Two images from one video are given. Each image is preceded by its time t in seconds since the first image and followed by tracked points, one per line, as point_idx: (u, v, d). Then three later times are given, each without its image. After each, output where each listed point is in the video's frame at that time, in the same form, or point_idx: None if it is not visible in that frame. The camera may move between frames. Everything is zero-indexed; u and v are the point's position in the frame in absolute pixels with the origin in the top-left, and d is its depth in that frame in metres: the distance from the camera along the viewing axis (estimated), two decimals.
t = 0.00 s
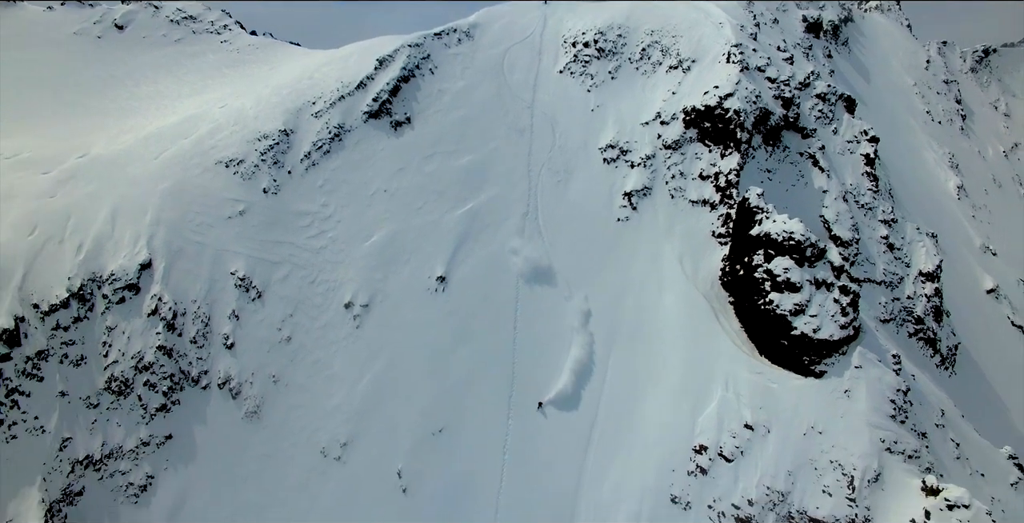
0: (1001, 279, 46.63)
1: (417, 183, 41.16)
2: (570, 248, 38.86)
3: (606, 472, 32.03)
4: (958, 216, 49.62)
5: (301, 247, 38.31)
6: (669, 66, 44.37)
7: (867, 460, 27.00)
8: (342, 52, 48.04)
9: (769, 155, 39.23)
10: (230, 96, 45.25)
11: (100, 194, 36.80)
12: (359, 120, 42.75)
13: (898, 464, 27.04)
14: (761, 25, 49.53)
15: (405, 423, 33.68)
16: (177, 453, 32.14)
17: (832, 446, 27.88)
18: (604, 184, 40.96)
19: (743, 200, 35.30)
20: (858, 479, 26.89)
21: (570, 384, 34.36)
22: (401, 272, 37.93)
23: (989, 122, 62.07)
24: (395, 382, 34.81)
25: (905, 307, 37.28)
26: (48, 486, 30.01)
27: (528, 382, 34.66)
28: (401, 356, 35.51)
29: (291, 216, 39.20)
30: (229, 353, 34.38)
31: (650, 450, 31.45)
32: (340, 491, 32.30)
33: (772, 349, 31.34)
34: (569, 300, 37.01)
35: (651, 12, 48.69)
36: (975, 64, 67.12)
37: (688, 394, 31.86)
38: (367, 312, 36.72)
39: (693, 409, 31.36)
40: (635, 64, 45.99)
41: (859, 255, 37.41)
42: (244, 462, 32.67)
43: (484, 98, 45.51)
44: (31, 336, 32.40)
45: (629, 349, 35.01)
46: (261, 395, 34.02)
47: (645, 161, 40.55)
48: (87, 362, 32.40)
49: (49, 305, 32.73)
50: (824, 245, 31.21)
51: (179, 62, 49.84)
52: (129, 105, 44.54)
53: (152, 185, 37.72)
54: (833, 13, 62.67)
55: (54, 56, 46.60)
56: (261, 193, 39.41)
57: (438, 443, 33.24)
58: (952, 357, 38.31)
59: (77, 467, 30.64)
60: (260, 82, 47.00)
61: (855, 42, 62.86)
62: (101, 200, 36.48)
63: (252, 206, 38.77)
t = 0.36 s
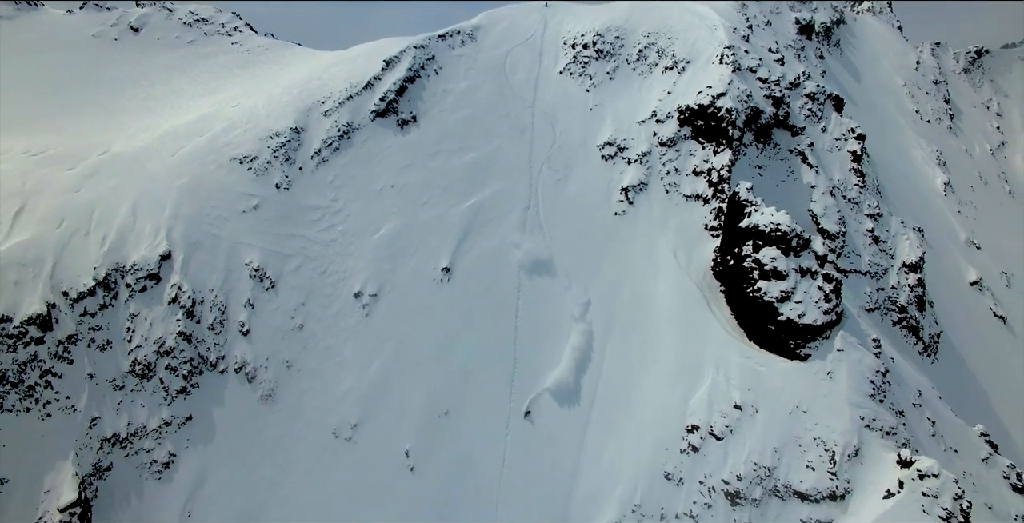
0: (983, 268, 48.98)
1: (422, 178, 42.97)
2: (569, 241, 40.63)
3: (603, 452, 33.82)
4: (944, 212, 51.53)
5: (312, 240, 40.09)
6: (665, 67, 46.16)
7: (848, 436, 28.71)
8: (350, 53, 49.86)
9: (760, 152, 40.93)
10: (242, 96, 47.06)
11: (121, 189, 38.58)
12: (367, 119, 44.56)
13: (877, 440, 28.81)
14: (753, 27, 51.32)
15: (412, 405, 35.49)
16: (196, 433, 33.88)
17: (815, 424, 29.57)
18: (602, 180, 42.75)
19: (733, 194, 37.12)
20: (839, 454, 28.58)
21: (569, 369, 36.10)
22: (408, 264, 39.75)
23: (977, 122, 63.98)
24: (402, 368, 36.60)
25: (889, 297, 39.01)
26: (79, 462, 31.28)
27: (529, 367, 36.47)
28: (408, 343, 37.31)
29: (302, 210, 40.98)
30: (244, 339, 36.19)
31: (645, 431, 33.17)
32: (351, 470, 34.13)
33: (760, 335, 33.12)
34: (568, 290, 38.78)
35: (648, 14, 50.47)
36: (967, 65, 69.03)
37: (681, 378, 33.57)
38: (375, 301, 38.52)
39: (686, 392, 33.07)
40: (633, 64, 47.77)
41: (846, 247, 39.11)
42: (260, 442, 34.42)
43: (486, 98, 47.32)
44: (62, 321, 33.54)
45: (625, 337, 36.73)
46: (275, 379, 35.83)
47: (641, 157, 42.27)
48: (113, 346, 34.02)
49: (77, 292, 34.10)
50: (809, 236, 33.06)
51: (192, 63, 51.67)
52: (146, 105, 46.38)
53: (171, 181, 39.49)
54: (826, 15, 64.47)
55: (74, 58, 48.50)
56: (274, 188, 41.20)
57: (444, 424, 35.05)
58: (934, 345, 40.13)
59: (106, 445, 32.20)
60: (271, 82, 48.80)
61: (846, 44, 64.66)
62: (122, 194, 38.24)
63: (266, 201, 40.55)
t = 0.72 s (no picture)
0: (966, 260, 51.27)
1: (428, 174, 45.00)
2: (568, 233, 42.65)
3: (600, 431, 35.75)
4: (928, 208, 53.67)
5: (324, 232, 42.08)
6: (661, 68, 48.22)
7: (828, 413, 30.77)
8: (358, 54, 51.94)
9: (751, 149, 42.92)
10: (255, 96, 49.14)
11: (143, 183, 40.63)
12: (375, 118, 46.63)
13: (855, 417, 30.84)
14: (746, 30, 53.34)
15: (419, 388, 37.52)
16: (216, 414, 35.80)
17: (798, 402, 31.62)
18: (600, 176, 44.78)
19: (724, 188, 39.20)
20: (820, 429, 30.60)
21: (568, 355, 38.10)
22: (415, 255, 41.76)
23: (964, 120, 66.03)
24: (410, 353, 38.63)
25: (873, 286, 41.06)
26: (109, 438, 33.10)
27: (530, 353, 38.53)
28: (415, 330, 39.33)
29: (314, 204, 43.01)
30: (260, 326, 38.08)
31: (640, 411, 35.13)
32: (362, 448, 36.15)
33: (748, 320, 35.21)
34: (568, 279, 40.81)
35: (645, 17, 52.53)
36: (959, 66, 71.45)
37: (674, 361, 35.51)
38: (384, 290, 40.53)
39: (679, 373, 34.99)
40: (629, 65, 49.80)
41: (832, 239, 41.19)
42: (276, 422, 36.36)
43: (489, 98, 49.38)
44: (91, 306, 35.40)
45: (622, 324, 38.70)
46: (290, 364, 37.84)
47: (637, 154, 44.28)
48: (138, 331, 35.92)
49: (104, 280, 36.05)
50: (794, 227, 35.23)
51: (206, 64, 53.80)
52: (163, 105, 48.48)
53: (190, 176, 41.54)
54: (817, 17, 66.53)
55: (95, 61, 50.77)
56: (287, 183, 43.23)
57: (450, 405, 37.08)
58: (915, 332, 42.28)
59: (133, 423, 34.04)
60: (283, 82, 50.89)
61: (837, 45, 66.75)
62: (144, 189, 40.27)
63: (279, 195, 42.55)
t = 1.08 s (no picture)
0: (950, 254, 53.27)
1: (433, 171, 46.82)
2: (567, 228, 44.45)
3: (598, 415, 37.49)
4: (915, 204, 55.61)
5: (333, 226, 43.87)
6: (656, 68, 50.03)
7: (813, 394, 32.44)
8: (364, 55, 53.78)
9: (743, 146, 44.63)
10: (266, 95, 50.98)
11: (160, 179, 42.36)
12: (381, 117, 48.47)
13: (838, 398, 32.56)
14: (739, 32, 55.16)
15: (425, 374, 39.33)
16: (232, 398, 37.57)
17: (785, 385, 33.40)
18: (598, 172, 46.61)
19: (716, 183, 40.99)
20: (805, 410, 32.29)
21: (567, 343, 39.91)
22: (420, 248, 43.56)
23: (953, 119, 67.93)
24: (416, 341, 40.43)
25: (859, 278, 42.82)
26: (131, 420, 34.86)
27: (531, 341, 40.37)
28: (421, 319, 41.12)
29: (323, 199, 44.82)
30: (273, 315, 39.86)
31: (636, 395, 36.89)
32: (371, 430, 37.96)
33: (738, 308, 37.07)
34: (567, 271, 42.62)
35: (641, 19, 54.37)
36: (952, 67, 73.98)
37: (668, 348, 37.25)
38: (391, 281, 42.30)
39: (673, 359, 36.72)
40: (626, 66, 51.60)
41: (820, 233, 42.95)
42: (289, 406, 38.17)
43: (491, 98, 51.22)
44: (114, 296, 37.19)
45: (618, 313, 40.43)
46: (302, 351, 39.63)
47: (634, 151, 46.09)
48: (158, 319, 37.69)
49: (126, 270, 37.85)
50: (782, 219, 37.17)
51: (217, 65, 55.63)
52: (177, 104, 50.33)
53: (204, 172, 43.31)
54: (810, 19, 68.39)
55: (112, 63, 52.67)
56: (297, 179, 45.04)
57: (454, 391, 38.91)
58: (900, 321, 44.14)
59: (154, 406, 35.82)
60: (292, 83, 52.72)
61: (829, 46, 68.63)
62: (161, 184, 42.04)
63: (290, 191, 44.34)
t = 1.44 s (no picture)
0: (935, 247, 55.39)
1: (438, 167, 48.87)
2: (566, 221, 46.50)
3: (595, 397, 39.48)
4: (902, 199, 57.72)
5: (342, 220, 45.95)
6: (652, 69, 52.08)
7: (797, 376, 34.49)
8: (371, 56, 55.81)
9: (734, 143, 46.63)
10: (276, 95, 53.04)
11: (178, 175, 44.42)
12: (388, 115, 50.53)
13: (821, 379, 34.59)
14: (732, 33, 57.19)
15: (431, 359, 41.40)
16: (248, 382, 39.63)
17: (771, 367, 35.44)
18: (596, 168, 48.66)
19: (707, 178, 43.07)
20: (789, 390, 34.31)
21: (566, 330, 41.96)
22: (426, 240, 45.63)
23: (940, 118, 70.07)
24: (422, 328, 42.51)
25: (845, 268, 44.84)
26: (155, 400, 36.96)
27: (532, 328, 42.42)
28: (427, 308, 43.17)
29: (333, 194, 46.89)
30: (286, 303, 41.92)
31: (631, 379, 38.88)
32: (380, 412, 40.00)
33: (727, 296, 39.08)
34: (566, 262, 44.67)
35: (638, 21, 56.41)
36: (943, 67, 76.58)
37: (662, 333, 39.27)
38: (398, 272, 44.37)
39: (666, 345, 38.77)
40: (623, 66, 53.65)
41: (808, 226, 44.94)
42: (302, 389, 40.23)
43: (493, 97, 53.29)
44: (137, 284, 39.24)
45: (615, 301, 42.40)
46: (313, 337, 41.68)
47: (630, 148, 48.10)
48: (178, 306, 39.74)
49: (148, 261, 39.89)
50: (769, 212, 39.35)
51: (229, 66, 57.67)
52: (192, 103, 52.39)
53: (220, 168, 45.34)
54: (802, 21, 70.44)
55: (128, 64, 54.80)
56: (308, 175, 47.11)
57: (458, 375, 40.97)
58: (884, 310, 46.18)
59: (175, 388, 37.92)
60: (301, 83, 54.79)
61: (821, 47, 70.69)
62: (179, 179, 44.09)
63: (302, 186, 46.42)
